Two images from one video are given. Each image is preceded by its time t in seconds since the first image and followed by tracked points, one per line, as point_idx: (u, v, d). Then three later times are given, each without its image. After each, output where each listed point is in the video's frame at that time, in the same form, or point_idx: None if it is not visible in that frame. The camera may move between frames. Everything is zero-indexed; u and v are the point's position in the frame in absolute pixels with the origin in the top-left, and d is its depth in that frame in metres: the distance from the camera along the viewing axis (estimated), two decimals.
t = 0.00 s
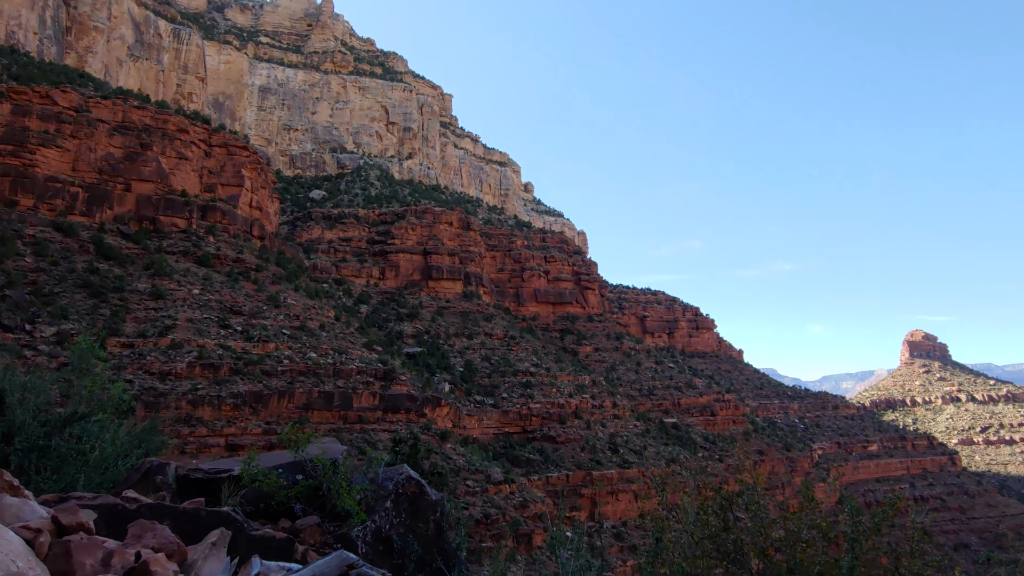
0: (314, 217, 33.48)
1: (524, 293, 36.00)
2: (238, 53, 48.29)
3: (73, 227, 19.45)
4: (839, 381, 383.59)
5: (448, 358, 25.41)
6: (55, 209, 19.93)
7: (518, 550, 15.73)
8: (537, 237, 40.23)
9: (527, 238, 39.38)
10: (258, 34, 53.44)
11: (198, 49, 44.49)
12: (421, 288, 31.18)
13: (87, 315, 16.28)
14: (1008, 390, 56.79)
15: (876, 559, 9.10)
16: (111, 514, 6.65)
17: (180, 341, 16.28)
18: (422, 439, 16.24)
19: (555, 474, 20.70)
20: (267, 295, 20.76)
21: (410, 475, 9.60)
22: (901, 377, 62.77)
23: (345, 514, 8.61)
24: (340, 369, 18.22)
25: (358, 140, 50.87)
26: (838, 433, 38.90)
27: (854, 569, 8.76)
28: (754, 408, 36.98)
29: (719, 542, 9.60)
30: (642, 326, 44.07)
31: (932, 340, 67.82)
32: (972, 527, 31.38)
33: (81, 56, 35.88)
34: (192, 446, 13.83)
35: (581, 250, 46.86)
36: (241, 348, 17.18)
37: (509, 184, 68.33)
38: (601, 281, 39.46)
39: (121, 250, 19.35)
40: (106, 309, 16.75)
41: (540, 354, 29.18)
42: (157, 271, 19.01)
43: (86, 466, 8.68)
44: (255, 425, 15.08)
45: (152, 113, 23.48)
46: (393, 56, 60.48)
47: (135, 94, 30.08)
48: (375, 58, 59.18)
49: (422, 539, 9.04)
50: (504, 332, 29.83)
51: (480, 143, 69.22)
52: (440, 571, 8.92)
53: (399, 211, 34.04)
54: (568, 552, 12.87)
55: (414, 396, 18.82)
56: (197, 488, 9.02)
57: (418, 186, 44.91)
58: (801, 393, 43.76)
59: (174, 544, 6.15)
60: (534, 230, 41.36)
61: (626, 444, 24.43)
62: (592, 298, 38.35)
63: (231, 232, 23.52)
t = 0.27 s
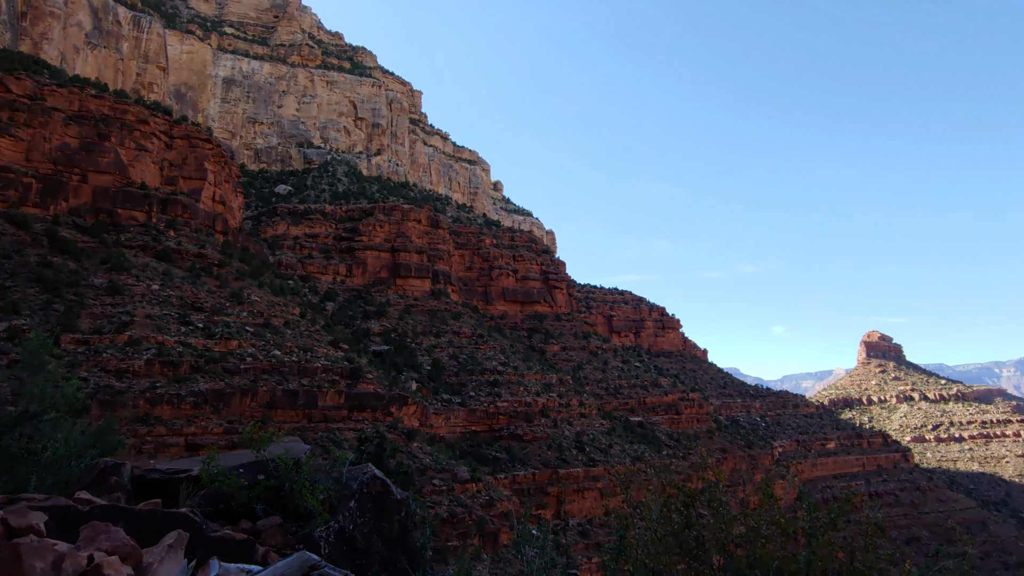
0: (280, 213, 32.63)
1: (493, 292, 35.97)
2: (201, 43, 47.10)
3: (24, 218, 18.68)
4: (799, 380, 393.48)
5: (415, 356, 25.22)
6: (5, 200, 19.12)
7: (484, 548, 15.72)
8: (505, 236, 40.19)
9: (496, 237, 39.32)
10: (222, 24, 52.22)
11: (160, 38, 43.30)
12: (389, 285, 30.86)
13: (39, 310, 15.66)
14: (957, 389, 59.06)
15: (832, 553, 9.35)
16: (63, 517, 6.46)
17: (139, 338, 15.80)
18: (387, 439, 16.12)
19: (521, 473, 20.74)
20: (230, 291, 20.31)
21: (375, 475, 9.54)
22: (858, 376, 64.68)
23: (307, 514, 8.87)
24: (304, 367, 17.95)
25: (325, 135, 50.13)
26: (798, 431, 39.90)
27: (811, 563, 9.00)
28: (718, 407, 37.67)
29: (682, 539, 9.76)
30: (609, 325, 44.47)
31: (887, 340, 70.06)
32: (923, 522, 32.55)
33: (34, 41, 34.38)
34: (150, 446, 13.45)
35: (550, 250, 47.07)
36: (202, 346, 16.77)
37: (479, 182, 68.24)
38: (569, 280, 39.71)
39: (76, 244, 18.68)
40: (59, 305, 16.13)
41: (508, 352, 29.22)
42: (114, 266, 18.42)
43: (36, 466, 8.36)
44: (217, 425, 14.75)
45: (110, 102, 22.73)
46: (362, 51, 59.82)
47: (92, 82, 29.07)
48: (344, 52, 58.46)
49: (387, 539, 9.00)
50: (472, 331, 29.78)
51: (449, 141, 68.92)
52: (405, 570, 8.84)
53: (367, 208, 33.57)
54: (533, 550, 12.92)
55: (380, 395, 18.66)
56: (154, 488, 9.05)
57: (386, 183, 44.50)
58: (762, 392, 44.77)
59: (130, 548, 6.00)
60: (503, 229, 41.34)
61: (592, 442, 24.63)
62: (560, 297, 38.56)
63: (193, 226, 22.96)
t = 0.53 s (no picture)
0: (256, 209, 32.44)
1: (473, 290, 35.93)
2: (177, 35, 46.27)
3: None
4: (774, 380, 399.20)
5: (393, 354, 25.08)
6: None
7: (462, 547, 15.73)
8: (486, 235, 40.08)
9: (476, 235, 39.20)
10: (199, 16, 51.37)
11: (134, 29, 42.38)
12: (368, 283, 30.65)
13: (6, 306, 15.24)
14: (925, 388, 60.48)
15: (803, 549, 9.53)
16: (30, 517, 6.36)
17: (111, 334, 15.50)
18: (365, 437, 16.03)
19: (500, 471, 20.76)
20: (205, 287, 20.01)
21: (352, 473, 9.41)
22: (831, 376, 65.81)
23: (280, 513, 9.10)
24: (281, 365, 17.77)
25: (304, 130, 49.62)
26: (772, 430, 40.50)
27: (783, 560, 9.16)
28: (694, 406, 38.10)
29: (657, 537, 9.86)
30: (588, 324, 44.70)
31: (859, 341, 71.44)
32: (893, 519, 33.28)
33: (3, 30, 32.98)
34: (122, 444, 13.21)
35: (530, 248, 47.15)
36: (176, 343, 16.51)
37: (459, 180, 68.10)
38: (548, 279, 39.84)
39: (46, 238, 18.23)
40: (27, 300, 15.72)
41: (487, 351, 29.22)
42: (85, 261, 18.02)
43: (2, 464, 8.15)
44: (190, 423, 14.53)
45: (83, 93, 22.21)
46: (341, 47, 59.33)
47: (63, 73, 28.39)
48: (323, 47, 57.91)
49: (363, 539, 8.94)
50: (451, 329, 29.73)
51: (430, 138, 68.65)
52: (381, 570, 8.84)
53: (346, 205, 33.16)
54: (510, 548, 12.95)
55: (358, 393, 18.54)
56: (125, 485, 9.11)
57: (366, 179, 44.20)
58: (738, 392, 45.35)
59: (99, 548, 5.95)
60: (483, 227, 41.29)
61: (571, 440, 24.75)
62: (539, 296, 38.68)
63: (167, 221, 22.57)
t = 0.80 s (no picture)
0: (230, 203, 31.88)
1: (451, 288, 35.82)
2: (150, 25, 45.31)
3: None
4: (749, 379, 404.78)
5: (370, 352, 24.90)
6: None
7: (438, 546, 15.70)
8: (464, 233, 39.87)
9: (455, 233, 38.97)
10: (173, 7, 50.38)
11: (104, 19, 41.13)
12: (345, 281, 30.36)
13: None
14: (894, 387, 61.85)
15: (773, 546, 9.69)
16: None
17: (79, 331, 15.15)
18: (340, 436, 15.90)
19: (476, 469, 20.76)
20: (178, 283, 19.65)
21: (326, 472, 9.35)
22: (803, 375, 66.95)
23: (253, 513, 9.22)
24: (255, 362, 17.55)
25: (280, 125, 48.98)
26: (746, 428, 41.10)
27: (754, 556, 9.30)
28: (670, 404, 38.50)
29: (631, 534, 9.95)
30: (566, 323, 44.89)
31: (832, 341, 72.73)
32: (862, 515, 34.02)
33: None
34: (90, 443, 12.93)
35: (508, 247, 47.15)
36: (147, 340, 16.19)
37: (438, 178, 67.85)
38: (526, 278, 39.91)
39: (12, 231, 17.74)
40: None
41: (465, 349, 29.18)
42: (53, 255, 17.57)
43: None
44: (161, 421, 14.28)
45: (51, 84, 21.64)
46: (319, 41, 58.73)
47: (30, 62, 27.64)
48: (301, 41, 57.24)
49: (337, 538, 8.87)
50: (429, 327, 29.63)
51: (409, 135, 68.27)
52: (354, 569, 8.77)
53: (323, 201, 32.62)
54: (486, 546, 12.96)
55: (334, 391, 18.39)
56: (92, 487, 8.99)
57: (343, 175, 43.81)
58: (713, 390, 45.91)
59: (63, 548, 5.83)
60: (462, 225, 41.15)
61: (548, 439, 24.84)
62: (517, 294, 38.73)
63: (138, 215, 22.12)
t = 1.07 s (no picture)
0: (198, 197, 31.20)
1: (423, 286, 35.63)
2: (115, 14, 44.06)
3: None
4: (719, 378, 410.57)
5: (341, 350, 24.61)
6: None
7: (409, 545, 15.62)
8: (437, 231, 39.53)
9: (428, 230, 38.59)
10: None
11: (66, 6, 39.30)
12: (316, 278, 29.96)
13: None
14: (858, 385, 63.42)
15: (740, 542, 9.87)
16: None
17: (39, 328, 14.68)
18: (310, 435, 15.72)
19: (449, 468, 20.71)
20: (143, 280, 19.18)
21: (294, 471, 9.18)
22: (771, 374, 68.24)
23: (217, 513, 9.27)
24: (223, 361, 17.24)
25: (250, 119, 48.14)
26: (715, 425, 41.75)
27: (720, 552, 9.47)
28: (641, 403, 38.90)
29: (601, 531, 10.03)
30: (538, 321, 45.04)
31: (799, 340, 74.21)
32: (826, 511, 34.85)
33: None
34: (50, 443, 12.55)
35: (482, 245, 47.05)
36: (110, 337, 15.77)
37: (411, 175, 67.45)
38: (499, 276, 39.92)
39: None
40: None
41: (437, 347, 29.09)
42: (10, 250, 16.98)
43: None
44: (124, 421, 13.94)
45: (10, 72, 20.90)
46: (290, 34, 57.93)
47: None
48: (271, 33, 56.35)
49: (304, 539, 8.84)
50: (402, 325, 29.46)
51: (382, 131, 67.71)
52: (321, 569, 8.77)
53: (294, 197, 31.96)
54: (457, 544, 12.93)
55: (304, 390, 18.17)
56: (49, 488, 8.71)
57: (315, 171, 43.27)
58: (684, 389, 46.50)
59: (21, 551, 5.67)
60: (435, 223, 40.91)
61: (520, 437, 24.89)
62: (490, 292, 38.71)
63: (101, 209, 21.53)
